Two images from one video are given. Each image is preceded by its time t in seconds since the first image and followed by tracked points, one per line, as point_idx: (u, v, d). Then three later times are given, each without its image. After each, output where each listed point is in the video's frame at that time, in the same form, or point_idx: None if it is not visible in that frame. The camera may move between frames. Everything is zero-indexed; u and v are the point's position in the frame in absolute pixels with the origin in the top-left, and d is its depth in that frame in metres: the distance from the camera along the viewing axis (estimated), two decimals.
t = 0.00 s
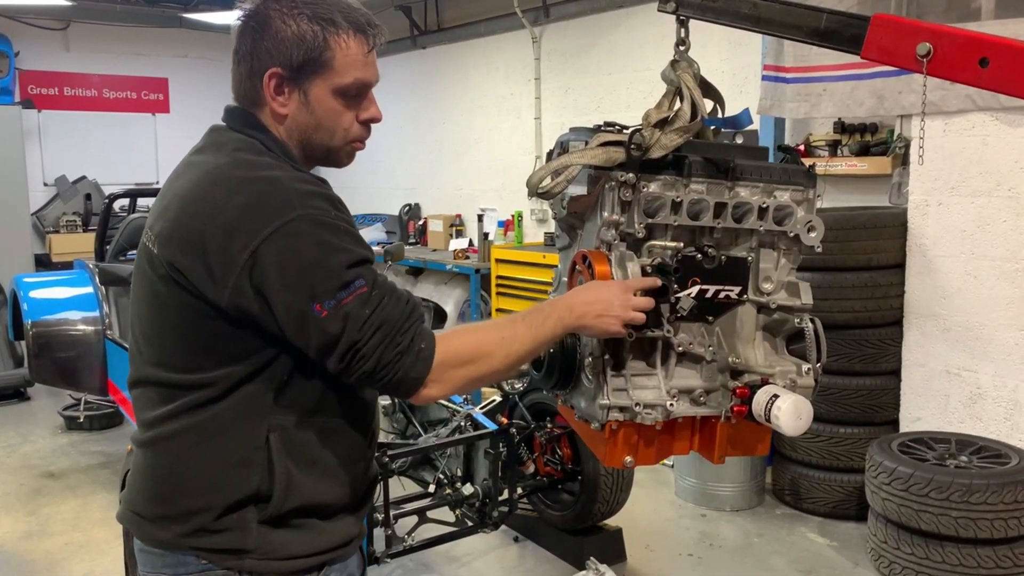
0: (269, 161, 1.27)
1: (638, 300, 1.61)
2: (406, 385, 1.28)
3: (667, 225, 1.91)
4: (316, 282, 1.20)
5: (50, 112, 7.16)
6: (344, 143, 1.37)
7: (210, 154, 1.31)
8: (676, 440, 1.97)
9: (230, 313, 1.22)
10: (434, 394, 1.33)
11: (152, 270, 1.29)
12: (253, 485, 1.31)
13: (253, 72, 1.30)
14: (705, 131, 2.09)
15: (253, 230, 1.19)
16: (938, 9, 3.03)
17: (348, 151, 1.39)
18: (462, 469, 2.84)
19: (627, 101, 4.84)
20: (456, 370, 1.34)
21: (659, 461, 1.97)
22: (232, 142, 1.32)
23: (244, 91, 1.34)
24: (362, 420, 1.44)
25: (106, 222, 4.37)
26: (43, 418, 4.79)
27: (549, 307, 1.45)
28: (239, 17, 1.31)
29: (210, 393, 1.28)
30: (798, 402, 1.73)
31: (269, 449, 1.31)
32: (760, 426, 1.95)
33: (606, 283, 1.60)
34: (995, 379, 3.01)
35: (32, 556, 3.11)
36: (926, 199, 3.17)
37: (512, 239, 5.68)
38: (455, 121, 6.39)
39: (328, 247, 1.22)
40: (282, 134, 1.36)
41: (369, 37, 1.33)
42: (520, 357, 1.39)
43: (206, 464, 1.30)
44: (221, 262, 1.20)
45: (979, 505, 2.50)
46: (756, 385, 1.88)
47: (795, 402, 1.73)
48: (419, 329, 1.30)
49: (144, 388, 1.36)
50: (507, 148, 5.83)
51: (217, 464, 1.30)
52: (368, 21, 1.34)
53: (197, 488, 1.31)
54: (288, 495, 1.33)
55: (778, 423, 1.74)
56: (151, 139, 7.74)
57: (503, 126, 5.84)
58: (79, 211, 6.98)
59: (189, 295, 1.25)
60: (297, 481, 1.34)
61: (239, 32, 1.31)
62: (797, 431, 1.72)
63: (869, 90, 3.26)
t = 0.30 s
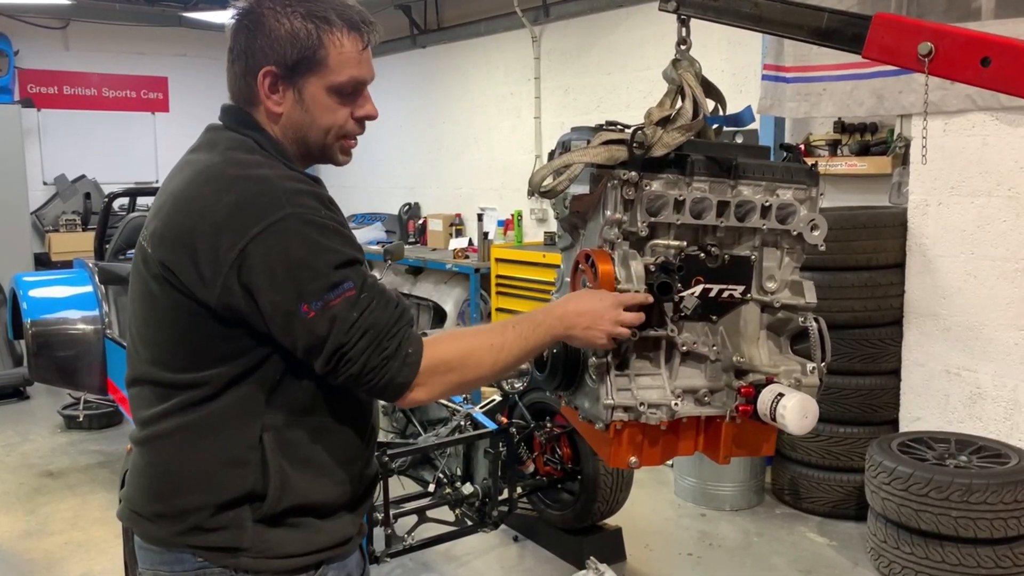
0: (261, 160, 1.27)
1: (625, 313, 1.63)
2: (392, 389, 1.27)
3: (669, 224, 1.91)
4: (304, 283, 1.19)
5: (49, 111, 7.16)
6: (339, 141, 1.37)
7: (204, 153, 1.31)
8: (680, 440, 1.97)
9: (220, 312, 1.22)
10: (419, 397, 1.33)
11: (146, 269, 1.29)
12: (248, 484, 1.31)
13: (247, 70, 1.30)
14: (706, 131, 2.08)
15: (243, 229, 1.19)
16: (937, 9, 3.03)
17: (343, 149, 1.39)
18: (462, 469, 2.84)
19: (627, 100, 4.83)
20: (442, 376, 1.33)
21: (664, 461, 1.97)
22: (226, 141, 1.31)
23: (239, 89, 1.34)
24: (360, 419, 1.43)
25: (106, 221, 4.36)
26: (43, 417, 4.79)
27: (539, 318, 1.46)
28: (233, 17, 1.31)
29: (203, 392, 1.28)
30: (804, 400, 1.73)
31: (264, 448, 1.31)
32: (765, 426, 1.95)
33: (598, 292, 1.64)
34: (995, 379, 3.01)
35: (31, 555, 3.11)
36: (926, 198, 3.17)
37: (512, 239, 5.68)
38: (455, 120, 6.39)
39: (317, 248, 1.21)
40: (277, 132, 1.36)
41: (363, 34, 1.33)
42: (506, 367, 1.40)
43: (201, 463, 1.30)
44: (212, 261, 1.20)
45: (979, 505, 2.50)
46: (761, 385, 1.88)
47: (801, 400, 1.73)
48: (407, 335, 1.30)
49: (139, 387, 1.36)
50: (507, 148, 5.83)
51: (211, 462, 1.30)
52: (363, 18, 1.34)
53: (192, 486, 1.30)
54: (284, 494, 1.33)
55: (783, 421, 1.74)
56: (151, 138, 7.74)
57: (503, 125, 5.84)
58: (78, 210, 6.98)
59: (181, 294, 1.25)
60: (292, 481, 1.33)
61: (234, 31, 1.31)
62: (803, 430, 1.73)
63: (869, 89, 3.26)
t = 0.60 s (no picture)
0: (262, 161, 1.27)
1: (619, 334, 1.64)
2: (378, 402, 1.26)
3: (669, 223, 1.90)
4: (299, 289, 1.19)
5: (50, 111, 7.16)
6: (343, 145, 1.37)
7: (205, 153, 1.30)
8: (679, 439, 1.97)
9: (216, 313, 1.22)
10: (404, 410, 1.31)
11: (146, 268, 1.29)
12: (248, 485, 1.31)
13: (257, 68, 1.30)
14: (706, 130, 2.08)
15: (241, 232, 1.19)
16: (938, 8, 3.02)
17: (346, 153, 1.38)
18: (463, 467, 2.83)
19: (628, 99, 4.83)
20: (431, 390, 1.33)
21: (663, 461, 1.97)
22: (228, 140, 1.31)
23: (246, 88, 1.33)
24: (359, 420, 1.43)
25: (106, 220, 4.36)
26: (43, 417, 4.79)
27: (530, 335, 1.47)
28: (246, 14, 1.30)
29: (201, 392, 1.28)
30: (804, 400, 1.73)
31: (265, 448, 1.31)
32: (765, 426, 1.94)
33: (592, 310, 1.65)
34: (996, 378, 3.00)
35: (32, 554, 3.11)
36: (927, 197, 3.17)
37: (512, 238, 5.68)
38: (455, 119, 6.38)
39: (314, 255, 1.21)
40: (282, 132, 1.36)
41: (375, 41, 1.33)
42: (493, 384, 1.40)
43: (202, 463, 1.30)
44: (209, 264, 1.20)
45: (981, 504, 2.49)
46: (760, 384, 1.87)
47: (801, 400, 1.73)
48: (397, 350, 1.29)
49: (137, 386, 1.36)
50: (507, 147, 5.83)
51: (212, 463, 1.29)
52: (375, 25, 1.34)
53: (192, 486, 1.30)
54: (285, 494, 1.33)
55: (783, 421, 1.74)
56: (152, 138, 7.74)
57: (504, 125, 5.84)
58: (78, 209, 6.98)
59: (179, 295, 1.25)
60: (293, 481, 1.33)
61: (246, 28, 1.30)
62: (803, 430, 1.72)
63: (870, 88, 3.26)
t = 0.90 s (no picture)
0: (268, 160, 1.27)
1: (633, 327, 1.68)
2: (399, 390, 1.27)
3: (667, 222, 1.90)
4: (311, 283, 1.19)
5: (50, 110, 7.16)
6: (347, 145, 1.37)
7: (210, 152, 1.30)
8: (674, 439, 1.97)
9: (226, 311, 1.22)
10: (426, 399, 1.32)
11: (151, 267, 1.29)
12: (252, 484, 1.31)
13: (262, 66, 1.30)
14: (705, 130, 2.08)
15: (251, 229, 1.19)
16: (939, 7, 3.02)
17: (350, 153, 1.39)
18: (463, 467, 2.83)
19: (628, 99, 4.83)
20: (451, 377, 1.33)
21: (656, 459, 1.98)
22: (232, 140, 1.31)
23: (251, 86, 1.33)
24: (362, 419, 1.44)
25: (107, 219, 4.36)
26: (44, 416, 4.79)
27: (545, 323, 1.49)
28: (253, 13, 1.30)
29: (208, 391, 1.28)
30: (799, 401, 1.73)
31: (268, 448, 1.31)
32: (759, 426, 1.95)
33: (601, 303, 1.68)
34: (997, 377, 3.01)
35: (32, 553, 3.11)
36: (928, 196, 3.16)
37: (512, 237, 5.69)
38: (456, 119, 6.38)
39: (325, 248, 1.21)
40: (286, 131, 1.35)
41: (381, 42, 1.33)
42: (513, 372, 1.41)
43: (206, 464, 1.30)
44: (219, 262, 1.20)
45: (981, 503, 2.49)
46: (755, 384, 1.88)
47: (796, 400, 1.73)
48: (415, 334, 1.30)
49: (142, 386, 1.36)
50: (507, 146, 5.83)
51: (216, 462, 1.29)
52: (381, 26, 1.34)
53: (196, 485, 1.30)
54: (289, 493, 1.33)
55: (777, 421, 1.74)
56: (152, 138, 7.74)
57: (504, 124, 5.84)
58: (79, 209, 6.97)
59: (187, 293, 1.25)
60: (297, 480, 1.33)
61: (252, 27, 1.30)
62: (797, 431, 1.72)
63: (871, 87, 3.26)
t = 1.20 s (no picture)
0: (275, 159, 1.27)
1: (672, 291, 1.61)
2: (423, 372, 1.28)
3: (664, 222, 1.90)
4: (325, 275, 1.19)
5: (49, 110, 7.16)
6: (350, 146, 1.36)
7: (214, 151, 1.30)
8: (670, 438, 1.97)
9: (236, 309, 1.22)
10: (451, 377, 1.33)
11: (157, 266, 1.29)
12: (257, 481, 1.31)
13: (270, 62, 1.30)
14: (705, 130, 2.08)
15: (261, 225, 1.19)
16: (939, 7, 3.02)
17: (352, 155, 1.38)
18: (463, 467, 2.82)
19: (628, 98, 4.82)
20: (472, 356, 1.33)
21: (653, 458, 1.98)
22: (236, 139, 1.31)
23: (257, 83, 1.34)
24: (365, 417, 1.44)
25: (106, 219, 4.36)
26: (43, 416, 4.79)
27: (570, 297, 1.45)
28: (266, 13, 1.32)
29: (217, 388, 1.28)
30: (794, 402, 1.73)
31: (274, 445, 1.31)
32: (755, 427, 1.95)
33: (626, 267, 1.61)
34: (996, 377, 3.01)
35: (32, 553, 3.11)
36: (928, 196, 3.16)
37: (512, 237, 5.69)
38: (455, 119, 6.38)
39: (336, 241, 1.21)
40: (289, 129, 1.35)
41: (390, 46, 1.34)
42: (540, 347, 1.39)
43: (212, 462, 1.29)
44: (228, 259, 1.20)
45: (981, 503, 2.49)
46: (751, 384, 1.87)
47: (791, 400, 1.73)
48: (432, 314, 1.30)
49: (147, 385, 1.36)
50: (507, 146, 5.83)
51: (222, 460, 1.29)
52: (390, 31, 1.35)
53: (202, 484, 1.30)
54: (293, 491, 1.33)
55: (773, 422, 1.74)
56: (152, 137, 7.74)
57: (504, 124, 5.84)
58: (79, 209, 6.98)
59: (196, 292, 1.24)
60: (301, 477, 1.33)
61: (264, 25, 1.32)
62: (792, 431, 1.72)
63: (871, 87, 3.26)
